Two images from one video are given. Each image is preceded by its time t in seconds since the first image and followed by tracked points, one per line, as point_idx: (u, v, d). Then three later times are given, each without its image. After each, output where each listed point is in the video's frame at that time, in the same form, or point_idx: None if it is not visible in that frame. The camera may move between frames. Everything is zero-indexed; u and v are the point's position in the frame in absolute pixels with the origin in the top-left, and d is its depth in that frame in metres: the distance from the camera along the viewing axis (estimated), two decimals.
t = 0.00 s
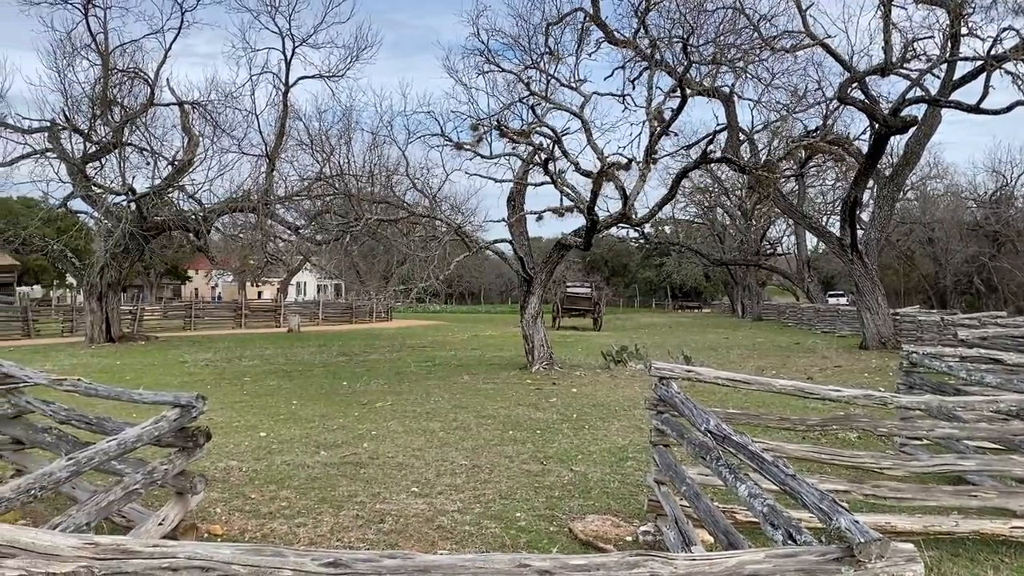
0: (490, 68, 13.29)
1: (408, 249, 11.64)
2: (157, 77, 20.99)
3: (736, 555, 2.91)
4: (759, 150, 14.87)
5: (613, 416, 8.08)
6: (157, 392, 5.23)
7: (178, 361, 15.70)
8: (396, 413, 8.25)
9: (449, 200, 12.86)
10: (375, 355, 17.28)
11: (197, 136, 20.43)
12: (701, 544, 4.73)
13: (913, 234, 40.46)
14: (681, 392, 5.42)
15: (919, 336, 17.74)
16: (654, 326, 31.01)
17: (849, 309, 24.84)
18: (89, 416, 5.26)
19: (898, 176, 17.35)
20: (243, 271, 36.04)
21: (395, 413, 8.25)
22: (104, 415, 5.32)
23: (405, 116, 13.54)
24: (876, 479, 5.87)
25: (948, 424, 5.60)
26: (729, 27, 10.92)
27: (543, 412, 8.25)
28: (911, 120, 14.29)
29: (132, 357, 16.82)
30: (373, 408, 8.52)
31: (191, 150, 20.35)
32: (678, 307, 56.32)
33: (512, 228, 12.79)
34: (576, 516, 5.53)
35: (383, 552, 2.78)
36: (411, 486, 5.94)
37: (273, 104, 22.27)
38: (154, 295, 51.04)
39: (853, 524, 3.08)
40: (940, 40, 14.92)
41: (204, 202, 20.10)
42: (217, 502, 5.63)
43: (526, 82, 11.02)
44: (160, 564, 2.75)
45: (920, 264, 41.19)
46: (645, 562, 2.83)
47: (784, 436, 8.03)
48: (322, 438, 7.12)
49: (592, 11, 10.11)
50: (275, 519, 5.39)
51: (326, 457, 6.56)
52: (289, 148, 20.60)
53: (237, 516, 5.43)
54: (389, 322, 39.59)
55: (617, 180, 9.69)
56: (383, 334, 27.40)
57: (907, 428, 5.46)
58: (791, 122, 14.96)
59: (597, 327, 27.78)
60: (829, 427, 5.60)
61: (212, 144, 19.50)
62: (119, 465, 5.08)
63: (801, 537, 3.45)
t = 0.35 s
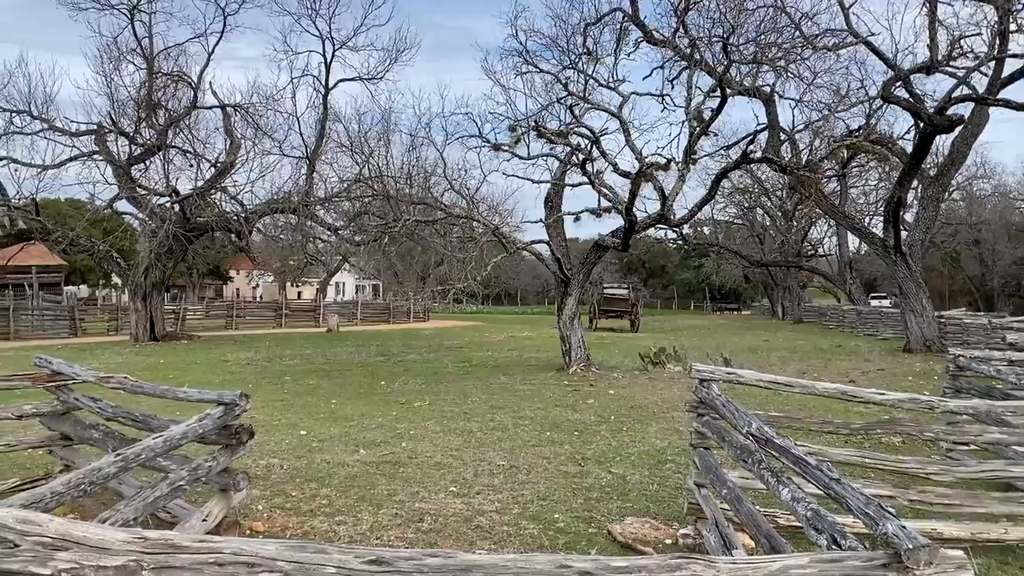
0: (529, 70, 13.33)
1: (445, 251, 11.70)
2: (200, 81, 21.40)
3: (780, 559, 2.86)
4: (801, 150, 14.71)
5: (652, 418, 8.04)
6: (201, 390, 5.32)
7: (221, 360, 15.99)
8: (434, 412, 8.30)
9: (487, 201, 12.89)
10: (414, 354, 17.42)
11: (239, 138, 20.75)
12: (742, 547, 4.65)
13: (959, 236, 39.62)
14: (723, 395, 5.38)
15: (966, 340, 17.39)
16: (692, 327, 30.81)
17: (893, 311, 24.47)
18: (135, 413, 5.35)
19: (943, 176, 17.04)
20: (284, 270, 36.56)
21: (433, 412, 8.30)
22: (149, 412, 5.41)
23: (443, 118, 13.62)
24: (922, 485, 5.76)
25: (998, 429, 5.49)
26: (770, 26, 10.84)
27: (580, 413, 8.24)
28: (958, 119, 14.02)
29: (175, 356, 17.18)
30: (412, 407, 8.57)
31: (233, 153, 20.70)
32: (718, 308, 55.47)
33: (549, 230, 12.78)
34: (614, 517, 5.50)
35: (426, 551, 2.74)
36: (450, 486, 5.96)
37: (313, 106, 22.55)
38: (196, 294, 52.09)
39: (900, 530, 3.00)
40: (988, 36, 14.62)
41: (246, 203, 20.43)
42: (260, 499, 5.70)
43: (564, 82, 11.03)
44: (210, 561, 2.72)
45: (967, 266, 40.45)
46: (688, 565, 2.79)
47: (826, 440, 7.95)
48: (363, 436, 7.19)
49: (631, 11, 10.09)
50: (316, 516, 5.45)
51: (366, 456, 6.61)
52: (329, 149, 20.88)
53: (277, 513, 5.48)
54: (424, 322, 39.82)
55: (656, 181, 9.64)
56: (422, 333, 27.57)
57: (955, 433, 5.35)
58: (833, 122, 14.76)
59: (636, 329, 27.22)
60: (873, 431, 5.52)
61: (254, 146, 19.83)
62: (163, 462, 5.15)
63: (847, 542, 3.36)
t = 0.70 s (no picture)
0: (571, 71, 13.34)
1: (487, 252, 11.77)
2: (247, 85, 21.84)
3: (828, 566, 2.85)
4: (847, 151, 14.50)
5: (695, 421, 7.98)
6: (249, 389, 5.41)
7: (266, 359, 16.26)
8: (476, 413, 8.33)
9: (528, 202, 12.92)
10: (455, 355, 17.53)
11: (285, 142, 21.06)
12: (788, 553, 4.59)
13: (1013, 237, 38.47)
14: (769, 398, 5.31)
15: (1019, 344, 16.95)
16: (735, 330, 30.49)
17: (943, 315, 23.96)
18: (185, 411, 5.43)
19: (995, 177, 16.67)
20: (327, 271, 37.04)
21: (475, 413, 8.33)
22: (198, 411, 5.48)
23: (485, 119, 13.69)
24: (977, 492, 5.63)
25: None
26: (816, 24, 10.71)
27: (622, 416, 8.20)
28: (1011, 117, 13.69)
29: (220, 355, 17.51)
30: (453, 407, 8.60)
31: (279, 155, 21.02)
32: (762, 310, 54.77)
33: (591, 231, 12.76)
34: (658, 521, 5.47)
35: (474, 550, 2.74)
36: (492, 487, 5.98)
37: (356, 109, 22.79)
38: (242, 295, 53.16)
39: (954, 538, 2.98)
40: None
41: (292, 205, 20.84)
42: (305, 497, 5.77)
43: (607, 83, 11.02)
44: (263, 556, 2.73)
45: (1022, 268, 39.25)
46: (733, 569, 2.78)
47: (876, 446, 7.81)
48: (406, 436, 7.24)
49: (674, 11, 10.05)
50: (360, 515, 5.50)
51: (409, 455, 6.66)
52: (372, 151, 21.13)
53: (323, 511, 5.54)
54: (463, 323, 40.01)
55: (699, 182, 9.58)
56: (463, 334, 27.68)
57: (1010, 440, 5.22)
58: (880, 121, 14.50)
59: (677, 331, 27.50)
60: (924, 436, 5.40)
61: (299, 148, 20.13)
62: (211, 458, 5.22)
63: (898, 550, 3.32)
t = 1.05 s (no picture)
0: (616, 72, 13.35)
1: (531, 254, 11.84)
2: (296, 89, 22.30)
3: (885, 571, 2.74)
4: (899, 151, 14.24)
5: (743, 426, 7.91)
6: (299, 388, 5.50)
7: (313, 359, 16.52)
8: (520, 414, 8.35)
9: (572, 204, 12.95)
10: (499, 356, 17.62)
11: (332, 145, 21.34)
12: (840, 559, 4.52)
13: None
14: (820, 403, 5.23)
15: None
16: (779, 333, 30.09)
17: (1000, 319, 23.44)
18: (238, 410, 5.53)
19: None
20: (372, 272, 37.43)
21: (519, 414, 8.35)
22: (250, 410, 5.58)
23: (530, 121, 13.76)
24: None
25: None
26: (868, 22, 10.56)
27: (667, 419, 8.15)
28: None
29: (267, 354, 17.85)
30: (498, 409, 8.64)
31: (326, 159, 21.33)
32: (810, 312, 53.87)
33: (637, 232, 12.73)
34: (706, 525, 5.42)
35: (522, 552, 2.68)
36: (538, 488, 5.98)
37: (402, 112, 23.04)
38: (290, 295, 54.06)
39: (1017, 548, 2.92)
40: None
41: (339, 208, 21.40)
42: (352, 496, 5.83)
43: (653, 84, 11.01)
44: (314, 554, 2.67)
45: None
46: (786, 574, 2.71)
47: (932, 453, 7.65)
48: (452, 437, 7.28)
49: (722, 10, 10.00)
50: (407, 514, 5.54)
51: (454, 456, 6.70)
52: (417, 154, 21.37)
53: (371, 510, 5.60)
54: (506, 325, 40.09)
55: (748, 183, 9.54)
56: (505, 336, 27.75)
57: None
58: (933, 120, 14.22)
59: (725, 334, 27.33)
60: (981, 443, 5.26)
61: (347, 151, 20.45)
62: (261, 456, 5.30)
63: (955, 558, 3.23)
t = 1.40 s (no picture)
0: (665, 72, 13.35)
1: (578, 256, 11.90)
2: (344, 93, 22.70)
3: None
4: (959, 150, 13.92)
5: (795, 431, 7.79)
6: (351, 388, 5.60)
7: (361, 360, 16.73)
8: (567, 417, 8.34)
9: (619, 205, 12.98)
10: (544, 359, 17.65)
11: (379, 148, 21.62)
12: (897, 568, 4.39)
13: None
14: (876, 409, 5.13)
15: None
16: (829, 338, 29.55)
17: None
18: (290, 410, 5.63)
19: None
20: (418, 273, 37.68)
21: (566, 417, 8.34)
22: (303, 409, 5.68)
23: (577, 122, 13.83)
24: None
25: None
26: (925, 20, 10.40)
27: (717, 423, 8.08)
28: None
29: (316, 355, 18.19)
30: (545, 412, 8.64)
31: (374, 162, 21.65)
32: (863, 315, 52.65)
33: (685, 234, 12.71)
34: (757, 531, 5.35)
35: (574, 556, 2.96)
36: (585, 492, 5.97)
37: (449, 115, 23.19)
38: (338, 297, 54.80)
39: None
40: None
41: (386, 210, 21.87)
42: (402, 496, 5.89)
43: (703, 84, 10.98)
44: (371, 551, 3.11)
45: None
46: None
47: (996, 461, 7.43)
48: (498, 439, 7.30)
49: (774, 10, 9.93)
50: (456, 515, 5.57)
51: (501, 457, 6.71)
52: (463, 156, 21.57)
53: (419, 510, 5.64)
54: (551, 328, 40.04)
55: (800, 184, 9.48)
56: (550, 339, 27.72)
57: None
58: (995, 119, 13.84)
59: (776, 337, 26.91)
60: None
61: (395, 154, 20.71)
62: (312, 455, 5.39)
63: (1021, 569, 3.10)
